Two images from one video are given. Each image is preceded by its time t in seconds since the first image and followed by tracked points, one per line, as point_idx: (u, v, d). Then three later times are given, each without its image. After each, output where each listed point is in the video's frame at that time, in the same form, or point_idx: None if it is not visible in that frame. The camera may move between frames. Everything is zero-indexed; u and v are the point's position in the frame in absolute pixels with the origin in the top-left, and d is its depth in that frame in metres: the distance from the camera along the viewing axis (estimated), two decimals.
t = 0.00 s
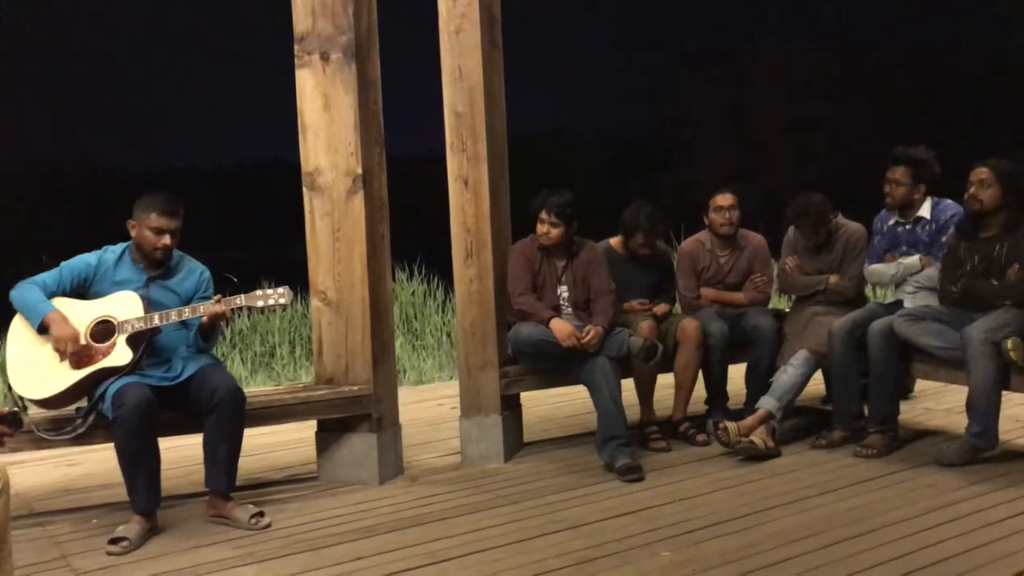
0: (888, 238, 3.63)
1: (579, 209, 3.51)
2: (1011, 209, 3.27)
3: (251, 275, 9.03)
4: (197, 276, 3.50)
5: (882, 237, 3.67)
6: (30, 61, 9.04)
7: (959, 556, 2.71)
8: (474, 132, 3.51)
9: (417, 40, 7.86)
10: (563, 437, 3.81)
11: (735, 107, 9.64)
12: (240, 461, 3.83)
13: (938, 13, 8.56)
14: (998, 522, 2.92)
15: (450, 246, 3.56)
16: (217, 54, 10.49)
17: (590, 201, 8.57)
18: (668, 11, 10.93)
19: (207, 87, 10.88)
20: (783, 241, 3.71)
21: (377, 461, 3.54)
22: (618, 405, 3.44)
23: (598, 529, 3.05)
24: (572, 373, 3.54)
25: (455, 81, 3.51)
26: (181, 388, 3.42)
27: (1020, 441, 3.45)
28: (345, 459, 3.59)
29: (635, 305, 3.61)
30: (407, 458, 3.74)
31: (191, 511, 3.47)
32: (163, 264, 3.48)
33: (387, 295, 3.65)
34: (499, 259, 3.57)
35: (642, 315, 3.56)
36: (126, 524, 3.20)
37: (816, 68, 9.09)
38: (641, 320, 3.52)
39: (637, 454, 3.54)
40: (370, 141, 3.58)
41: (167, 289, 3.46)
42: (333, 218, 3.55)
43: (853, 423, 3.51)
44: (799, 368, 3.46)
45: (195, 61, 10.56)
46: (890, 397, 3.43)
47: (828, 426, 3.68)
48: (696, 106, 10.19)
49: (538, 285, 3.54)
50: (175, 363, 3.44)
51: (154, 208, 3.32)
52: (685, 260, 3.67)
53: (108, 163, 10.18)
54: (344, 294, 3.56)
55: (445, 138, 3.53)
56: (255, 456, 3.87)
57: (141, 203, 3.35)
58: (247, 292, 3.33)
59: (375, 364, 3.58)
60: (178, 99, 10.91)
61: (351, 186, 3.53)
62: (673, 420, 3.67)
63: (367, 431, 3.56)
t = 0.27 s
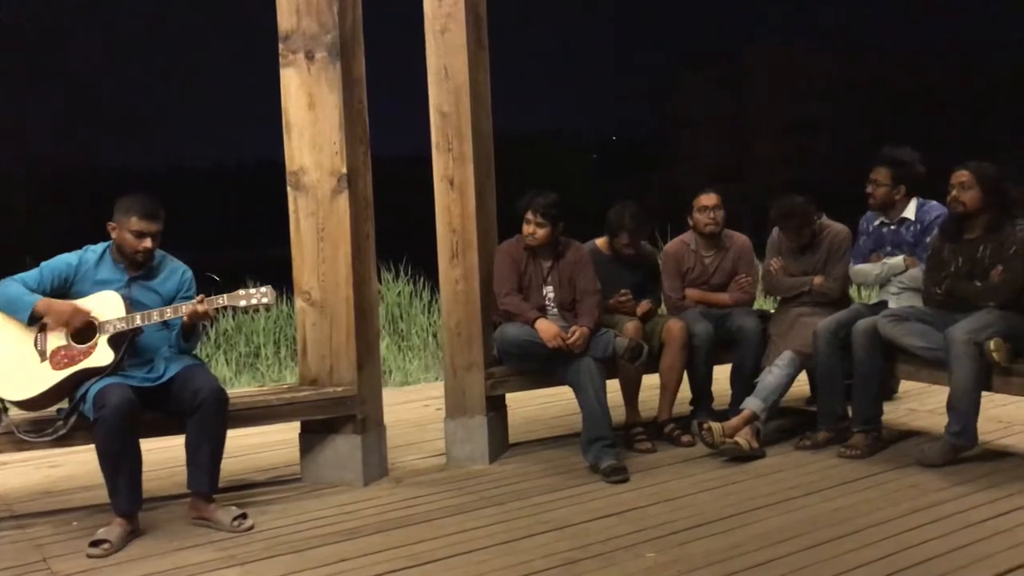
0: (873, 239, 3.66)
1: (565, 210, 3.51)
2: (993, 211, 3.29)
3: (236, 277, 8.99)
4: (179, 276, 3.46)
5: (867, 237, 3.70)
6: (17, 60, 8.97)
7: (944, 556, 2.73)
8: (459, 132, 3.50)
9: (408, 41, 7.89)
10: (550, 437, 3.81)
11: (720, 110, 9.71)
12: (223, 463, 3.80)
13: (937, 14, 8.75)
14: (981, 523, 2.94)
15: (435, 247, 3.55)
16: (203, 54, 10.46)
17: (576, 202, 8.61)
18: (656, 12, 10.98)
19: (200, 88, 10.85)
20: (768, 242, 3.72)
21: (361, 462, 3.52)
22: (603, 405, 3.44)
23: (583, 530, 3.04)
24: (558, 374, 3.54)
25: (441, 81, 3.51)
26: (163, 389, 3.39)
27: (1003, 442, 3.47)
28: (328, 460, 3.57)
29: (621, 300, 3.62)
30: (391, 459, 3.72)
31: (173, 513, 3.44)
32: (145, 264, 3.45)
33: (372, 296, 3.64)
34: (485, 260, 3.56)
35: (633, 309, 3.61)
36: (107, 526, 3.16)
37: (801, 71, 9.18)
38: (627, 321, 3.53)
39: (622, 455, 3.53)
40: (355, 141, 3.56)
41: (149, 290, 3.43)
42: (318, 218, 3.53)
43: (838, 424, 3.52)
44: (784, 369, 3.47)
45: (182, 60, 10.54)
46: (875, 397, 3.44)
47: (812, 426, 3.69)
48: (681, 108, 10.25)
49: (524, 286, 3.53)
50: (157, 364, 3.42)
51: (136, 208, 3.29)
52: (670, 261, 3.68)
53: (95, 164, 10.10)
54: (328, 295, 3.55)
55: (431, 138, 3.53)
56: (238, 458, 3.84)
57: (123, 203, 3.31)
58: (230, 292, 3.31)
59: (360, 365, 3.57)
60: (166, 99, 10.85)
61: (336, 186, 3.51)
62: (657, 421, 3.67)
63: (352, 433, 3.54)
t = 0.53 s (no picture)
0: (854, 239, 3.69)
1: (548, 210, 3.51)
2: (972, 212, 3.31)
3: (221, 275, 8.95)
4: (159, 275, 3.44)
5: (848, 237, 3.72)
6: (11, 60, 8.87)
7: (922, 555, 2.75)
8: (441, 130, 3.49)
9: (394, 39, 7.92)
10: (532, 437, 3.81)
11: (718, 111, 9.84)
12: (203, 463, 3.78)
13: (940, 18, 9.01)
14: (958, 522, 2.96)
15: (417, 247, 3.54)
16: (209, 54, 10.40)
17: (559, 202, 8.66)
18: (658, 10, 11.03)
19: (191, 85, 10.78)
20: (748, 242, 3.73)
21: (342, 462, 3.51)
22: (585, 405, 3.44)
23: (563, 530, 3.04)
24: (540, 374, 3.53)
25: (423, 80, 3.49)
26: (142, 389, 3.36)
27: (981, 441, 3.49)
28: (309, 460, 3.56)
29: (603, 296, 3.62)
30: (372, 459, 3.71)
31: (152, 513, 3.42)
32: (124, 263, 3.41)
33: (354, 295, 3.63)
34: (467, 260, 3.56)
35: (628, 301, 3.65)
36: (85, 526, 3.14)
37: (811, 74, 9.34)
38: (610, 322, 3.55)
39: (604, 455, 3.54)
40: (337, 140, 3.54)
41: (128, 289, 3.40)
42: (299, 217, 3.51)
43: (818, 424, 3.54)
44: (764, 369, 3.50)
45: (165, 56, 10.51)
46: (854, 398, 3.46)
47: (793, 426, 3.71)
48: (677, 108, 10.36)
49: (506, 286, 3.53)
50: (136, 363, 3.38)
51: (115, 207, 3.26)
52: (652, 261, 3.69)
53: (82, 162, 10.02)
54: (309, 294, 3.53)
55: (413, 137, 3.51)
56: (218, 458, 3.82)
57: (103, 202, 3.28)
58: (209, 292, 3.28)
59: (341, 364, 3.55)
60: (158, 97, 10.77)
61: (317, 185, 3.49)
62: (639, 420, 3.68)
63: (333, 432, 3.53)
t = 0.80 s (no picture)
0: (828, 239, 3.72)
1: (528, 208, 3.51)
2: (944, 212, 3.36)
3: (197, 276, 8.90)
4: (131, 274, 3.40)
5: (821, 238, 3.75)
6: None
7: (895, 553, 2.78)
8: (419, 129, 3.49)
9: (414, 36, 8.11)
10: (508, 436, 3.81)
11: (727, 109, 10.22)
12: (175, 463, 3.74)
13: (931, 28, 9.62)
14: (929, 520, 3.00)
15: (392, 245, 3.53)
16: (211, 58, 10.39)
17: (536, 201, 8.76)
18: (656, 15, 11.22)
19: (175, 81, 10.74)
20: (721, 242, 3.75)
21: (316, 462, 3.49)
22: (561, 404, 3.44)
23: (538, 530, 3.04)
24: (516, 373, 3.53)
25: (399, 78, 3.49)
26: (114, 389, 3.32)
27: (951, 440, 3.54)
28: (283, 460, 3.54)
29: (577, 295, 3.63)
30: (347, 459, 3.70)
31: (123, 514, 3.38)
32: (96, 262, 3.37)
33: (329, 294, 3.61)
34: (443, 259, 3.56)
35: (600, 298, 3.64)
36: (55, 527, 3.09)
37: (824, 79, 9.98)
38: (584, 320, 3.55)
39: (579, 454, 3.54)
40: (312, 138, 3.53)
41: (101, 289, 3.36)
42: (273, 215, 3.49)
43: (791, 423, 3.56)
44: (739, 369, 3.51)
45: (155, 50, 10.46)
46: (829, 396, 3.47)
47: (766, 425, 3.73)
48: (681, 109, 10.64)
49: (481, 285, 3.52)
50: (108, 363, 3.33)
51: (88, 204, 3.21)
52: (627, 260, 3.71)
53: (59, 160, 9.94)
54: (283, 293, 3.50)
55: (389, 135, 3.51)
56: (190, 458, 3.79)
57: (76, 199, 3.24)
58: (182, 291, 3.24)
59: (316, 364, 3.53)
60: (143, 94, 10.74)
61: (292, 183, 3.47)
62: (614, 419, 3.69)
63: (307, 432, 3.51)
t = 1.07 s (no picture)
0: (789, 240, 3.75)
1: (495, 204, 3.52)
2: (903, 213, 3.41)
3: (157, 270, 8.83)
4: (89, 272, 3.33)
5: (782, 238, 3.79)
6: None
7: (854, 550, 2.82)
8: (382, 127, 3.47)
9: (416, 18, 8.42)
10: (471, 435, 3.81)
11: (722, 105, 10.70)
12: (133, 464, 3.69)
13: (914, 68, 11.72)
14: (887, 517, 3.04)
15: (356, 243, 3.53)
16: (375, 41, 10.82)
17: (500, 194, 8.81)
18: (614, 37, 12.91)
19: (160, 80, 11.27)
20: (684, 241, 3.77)
21: (277, 463, 3.46)
22: (524, 402, 3.45)
23: (501, 529, 3.04)
24: (482, 372, 3.54)
25: (362, 75, 3.47)
26: (71, 389, 3.25)
27: (909, 437, 3.59)
28: (243, 460, 3.50)
29: (541, 294, 3.65)
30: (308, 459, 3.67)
31: (80, 515, 3.32)
32: (52, 258, 3.30)
33: (291, 292, 3.58)
34: (407, 257, 3.56)
35: (566, 295, 3.67)
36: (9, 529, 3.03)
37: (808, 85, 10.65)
38: (548, 318, 3.57)
39: (543, 452, 3.54)
40: (274, 135, 3.49)
41: (57, 286, 3.28)
42: (234, 212, 3.44)
43: (752, 421, 3.59)
44: (701, 367, 3.52)
45: (163, 61, 11.62)
46: (789, 395, 3.52)
47: (728, 422, 3.76)
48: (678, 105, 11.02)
49: (446, 284, 3.53)
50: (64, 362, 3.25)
51: (43, 200, 3.14)
52: (590, 258, 3.72)
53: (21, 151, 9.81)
54: (244, 291, 3.46)
55: (353, 133, 3.49)
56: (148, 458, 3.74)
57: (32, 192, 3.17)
58: (142, 290, 3.18)
59: (278, 363, 3.50)
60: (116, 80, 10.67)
61: (254, 180, 3.43)
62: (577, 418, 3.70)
63: (268, 432, 3.47)
